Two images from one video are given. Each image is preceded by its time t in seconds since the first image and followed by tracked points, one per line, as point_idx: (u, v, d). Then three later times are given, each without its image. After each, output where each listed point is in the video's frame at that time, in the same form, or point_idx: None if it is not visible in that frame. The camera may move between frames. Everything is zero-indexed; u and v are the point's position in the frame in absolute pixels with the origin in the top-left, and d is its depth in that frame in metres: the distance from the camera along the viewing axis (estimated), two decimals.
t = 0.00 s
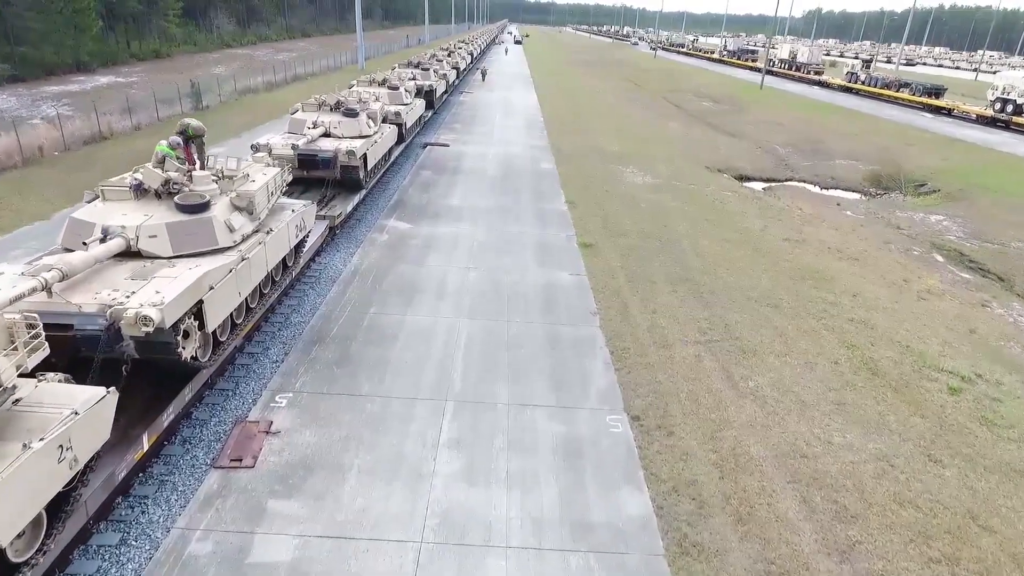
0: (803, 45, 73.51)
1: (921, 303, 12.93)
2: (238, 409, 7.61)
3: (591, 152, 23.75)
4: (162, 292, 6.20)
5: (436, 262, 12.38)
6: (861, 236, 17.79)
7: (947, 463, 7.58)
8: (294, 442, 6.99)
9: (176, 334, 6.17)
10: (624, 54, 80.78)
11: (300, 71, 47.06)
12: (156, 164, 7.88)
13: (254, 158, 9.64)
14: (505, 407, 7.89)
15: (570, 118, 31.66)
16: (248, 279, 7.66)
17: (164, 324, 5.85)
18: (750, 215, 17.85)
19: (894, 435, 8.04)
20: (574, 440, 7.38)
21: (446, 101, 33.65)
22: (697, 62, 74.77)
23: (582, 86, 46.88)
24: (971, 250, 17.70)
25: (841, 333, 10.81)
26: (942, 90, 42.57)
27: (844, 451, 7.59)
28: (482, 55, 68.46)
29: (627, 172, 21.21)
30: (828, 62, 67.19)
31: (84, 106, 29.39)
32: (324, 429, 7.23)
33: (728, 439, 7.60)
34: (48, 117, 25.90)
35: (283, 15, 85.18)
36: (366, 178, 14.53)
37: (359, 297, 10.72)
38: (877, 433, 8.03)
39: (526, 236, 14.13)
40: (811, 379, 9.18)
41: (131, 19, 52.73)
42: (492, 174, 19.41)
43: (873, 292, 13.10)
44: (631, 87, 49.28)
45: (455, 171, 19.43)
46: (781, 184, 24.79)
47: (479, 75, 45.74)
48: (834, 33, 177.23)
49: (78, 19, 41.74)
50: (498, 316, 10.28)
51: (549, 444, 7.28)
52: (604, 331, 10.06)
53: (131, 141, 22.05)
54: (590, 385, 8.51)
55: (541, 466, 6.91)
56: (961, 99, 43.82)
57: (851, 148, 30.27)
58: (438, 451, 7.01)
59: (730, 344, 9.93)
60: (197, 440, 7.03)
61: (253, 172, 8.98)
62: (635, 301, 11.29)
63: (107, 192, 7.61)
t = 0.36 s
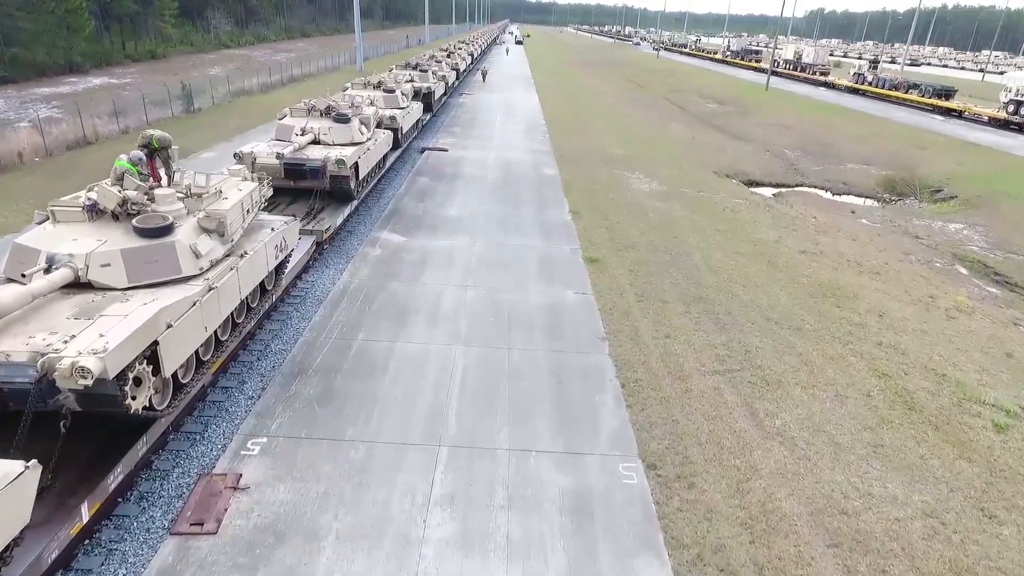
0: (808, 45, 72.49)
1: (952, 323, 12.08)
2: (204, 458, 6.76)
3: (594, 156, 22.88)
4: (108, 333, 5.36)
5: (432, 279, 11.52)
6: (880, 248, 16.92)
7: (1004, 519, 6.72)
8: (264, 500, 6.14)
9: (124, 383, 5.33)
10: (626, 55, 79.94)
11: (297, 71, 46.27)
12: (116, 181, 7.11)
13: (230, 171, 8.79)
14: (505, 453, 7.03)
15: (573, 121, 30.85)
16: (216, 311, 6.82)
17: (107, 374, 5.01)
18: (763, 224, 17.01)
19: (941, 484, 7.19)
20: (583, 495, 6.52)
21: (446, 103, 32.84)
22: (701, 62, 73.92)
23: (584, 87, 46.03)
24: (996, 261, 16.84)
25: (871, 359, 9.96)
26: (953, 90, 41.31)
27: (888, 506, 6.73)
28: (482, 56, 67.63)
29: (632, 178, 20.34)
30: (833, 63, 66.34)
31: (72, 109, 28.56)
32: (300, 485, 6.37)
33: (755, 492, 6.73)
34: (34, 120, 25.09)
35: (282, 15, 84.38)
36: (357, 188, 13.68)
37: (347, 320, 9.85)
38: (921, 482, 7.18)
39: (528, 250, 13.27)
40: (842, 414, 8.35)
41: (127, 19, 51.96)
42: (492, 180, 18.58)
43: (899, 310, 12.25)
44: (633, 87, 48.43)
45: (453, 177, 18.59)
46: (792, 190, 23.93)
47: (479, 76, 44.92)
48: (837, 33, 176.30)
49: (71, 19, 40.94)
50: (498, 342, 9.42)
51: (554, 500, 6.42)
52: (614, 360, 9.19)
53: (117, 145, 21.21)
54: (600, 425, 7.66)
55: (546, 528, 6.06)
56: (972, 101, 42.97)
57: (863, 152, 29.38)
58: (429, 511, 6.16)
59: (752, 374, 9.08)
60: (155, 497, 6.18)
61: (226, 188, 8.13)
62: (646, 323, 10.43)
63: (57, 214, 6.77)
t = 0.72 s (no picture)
0: (812, 46, 71.71)
1: (983, 343, 11.32)
2: (166, 513, 5.98)
3: (598, 161, 22.13)
4: (41, 384, 4.61)
5: (427, 297, 10.75)
6: (899, 259, 16.15)
7: None
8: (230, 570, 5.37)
9: (58, 443, 4.56)
10: (628, 55, 79.16)
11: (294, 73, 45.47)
12: (70, 200, 6.28)
13: (205, 186, 8.00)
14: (505, 507, 6.25)
15: (575, 123, 30.08)
16: (179, 348, 6.06)
17: (33, 436, 4.25)
18: (775, 234, 16.24)
19: (993, 541, 6.42)
20: (595, 559, 5.75)
21: (445, 105, 32.11)
22: (703, 63, 73.15)
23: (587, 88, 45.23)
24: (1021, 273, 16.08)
25: (901, 388, 9.19)
26: (963, 92, 40.84)
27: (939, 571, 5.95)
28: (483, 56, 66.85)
29: (638, 184, 19.57)
30: (838, 63, 65.52)
31: (61, 110, 27.82)
32: (273, 549, 5.61)
33: (788, 553, 5.97)
34: (20, 123, 24.31)
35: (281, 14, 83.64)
36: (349, 198, 12.92)
37: (333, 345, 9.07)
38: (971, 538, 6.41)
39: (530, 264, 12.49)
40: (876, 455, 7.58)
41: (123, 19, 51.24)
42: (492, 187, 17.79)
43: (926, 329, 11.48)
44: (636, 89, 47.64)
45: (451, 184, 17.84)
46: (802, 197, 23.16)
47: (479, 77, 44.18)
48: (839, 34, 175.53)
49: (64, 19, 40.18)
50: (497, 370, 8.66)
51: (563, 567, 5.64)
52: (624, 392, 8.40)
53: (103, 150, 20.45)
54: (611, 472, 6.88)
55: None
56: (981, 103, 42.23)
57: (873, 156, 28.61)
58: None
59: (775, 407, 8.31)
60: (106, 564, 5.40)
61: (199, 206, 7.35)
62: (658, 347, 9.65)
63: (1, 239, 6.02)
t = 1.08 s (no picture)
0: (816, 47, 70.93)
1: (1021, 369, 10.48)
2: None
3: (603, 168, 21.31)
4: None
5: (421, 322, 9.91)
6: (921, 273, 15.32)
7: None
8: None
9: None
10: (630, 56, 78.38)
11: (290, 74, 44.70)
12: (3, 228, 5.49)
13: (171, 207, 7.19)
14: None
15: (577, 127, 29.27)
16: (127, 401, 5.21)
17: None
18: (791, 246, 15.42)
19: None
20: None
21: (443, 108, 31.31)
22: (706, 64, 72.34)
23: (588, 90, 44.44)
24: None
25: (941, 426, 8.35)
26: (973, 95, 40.00)
27: None
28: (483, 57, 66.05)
29: (645, 193, 18.74)
30: (843, 65, 64.71)
31: (48, 113, 27.02)
32: None
33: None
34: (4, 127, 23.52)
35: (279, 15, 82.86)
36: (339, 211, 12.10)
37: (316, 378, 8.23)
38: None
39: (532, 282, 11.66)
40: (922, 509, 6.76)
41: (118, 20, 50.49)
42: (491, 196, 16.97)
43: (960, 354, 10.65)
44: (639, 90, 46.85)
45: (448, 192, 17.01)
46: (814, 204, 22.33)
47: (479, 79, 43.40)
48: (842, 35, 174.67)
49: (57, 20, 39.42)
50: (497, 408, 7.83)
51: None
52: (638, 434, 7.57)
53: (87, 156, 19.62)
54: (626, 536, 6.04)
55: None
56: (992, 106, 41.38)
57: (885, 161, 27.78)
58: None
59: (805, 451, 7.48)
60: None
61: (161, 230, 6.54)
62: (672, 379, 8.82)
63: None
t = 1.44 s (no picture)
0: (820, 48, 70.19)
1: None
2: None
3: (607, 173, 20.56)
4: None
5: (415, 348, 9.14)
6: (944, 286, 14.57)
7: None
8: None
9: None
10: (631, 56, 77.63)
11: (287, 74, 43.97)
12: None
13: (131, 229, 6.42)
14: None
15: (580, 130, 28.52)
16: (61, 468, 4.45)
17: None
18: (807, 258, 14.66)
19: None
20: None
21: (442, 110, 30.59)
22: (709, 64, 71.58)
23: (590, 91, 43.70)
24: None
25: (986, 467, 7.59)
26: (984, 96, 39.24)
27: None
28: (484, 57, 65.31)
29: (652, 200, 17.99)
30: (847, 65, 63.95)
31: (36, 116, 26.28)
32: None
33: None
34: None
35: (278, 14, 82.13)
36: (328, 224, 11.34)
37: (297, 415, 7.46)
38: None
39: (534, 301, 10.89)
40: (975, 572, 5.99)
41: (112, 20, 49.76)
42: (491, 204, 16.22)
43: (996, 379, 9.89)
44: (641, 91, 46.11)
45: (446, 200, 16.25)
46: (826, 210, 21.58)
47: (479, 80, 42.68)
48: (844, 35, 173.89)
49: (48, 20, 38.66)
50: (496, 450, 7.06)
51: None
52: (653, 481, 6.80)
53: (71, 162, 18.85)
54: None
55: None
56: (1002, 107, 40.62)
57: (897, 165, 27.03)
58: None
59: (839, 500, 6.72)
60: None
61: (115, 258, 5.77)
62: (690, 414, 8.04)
63: None
